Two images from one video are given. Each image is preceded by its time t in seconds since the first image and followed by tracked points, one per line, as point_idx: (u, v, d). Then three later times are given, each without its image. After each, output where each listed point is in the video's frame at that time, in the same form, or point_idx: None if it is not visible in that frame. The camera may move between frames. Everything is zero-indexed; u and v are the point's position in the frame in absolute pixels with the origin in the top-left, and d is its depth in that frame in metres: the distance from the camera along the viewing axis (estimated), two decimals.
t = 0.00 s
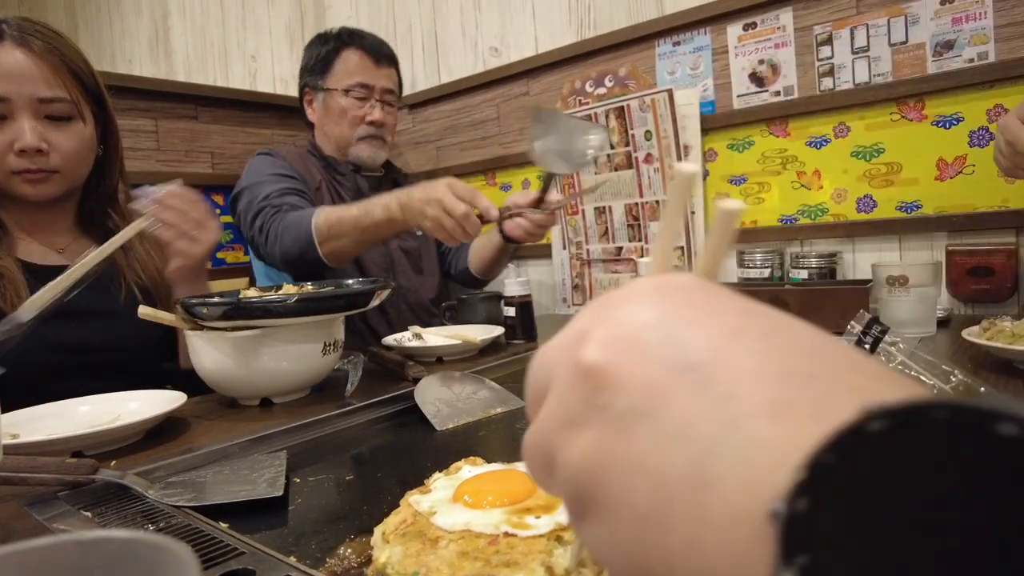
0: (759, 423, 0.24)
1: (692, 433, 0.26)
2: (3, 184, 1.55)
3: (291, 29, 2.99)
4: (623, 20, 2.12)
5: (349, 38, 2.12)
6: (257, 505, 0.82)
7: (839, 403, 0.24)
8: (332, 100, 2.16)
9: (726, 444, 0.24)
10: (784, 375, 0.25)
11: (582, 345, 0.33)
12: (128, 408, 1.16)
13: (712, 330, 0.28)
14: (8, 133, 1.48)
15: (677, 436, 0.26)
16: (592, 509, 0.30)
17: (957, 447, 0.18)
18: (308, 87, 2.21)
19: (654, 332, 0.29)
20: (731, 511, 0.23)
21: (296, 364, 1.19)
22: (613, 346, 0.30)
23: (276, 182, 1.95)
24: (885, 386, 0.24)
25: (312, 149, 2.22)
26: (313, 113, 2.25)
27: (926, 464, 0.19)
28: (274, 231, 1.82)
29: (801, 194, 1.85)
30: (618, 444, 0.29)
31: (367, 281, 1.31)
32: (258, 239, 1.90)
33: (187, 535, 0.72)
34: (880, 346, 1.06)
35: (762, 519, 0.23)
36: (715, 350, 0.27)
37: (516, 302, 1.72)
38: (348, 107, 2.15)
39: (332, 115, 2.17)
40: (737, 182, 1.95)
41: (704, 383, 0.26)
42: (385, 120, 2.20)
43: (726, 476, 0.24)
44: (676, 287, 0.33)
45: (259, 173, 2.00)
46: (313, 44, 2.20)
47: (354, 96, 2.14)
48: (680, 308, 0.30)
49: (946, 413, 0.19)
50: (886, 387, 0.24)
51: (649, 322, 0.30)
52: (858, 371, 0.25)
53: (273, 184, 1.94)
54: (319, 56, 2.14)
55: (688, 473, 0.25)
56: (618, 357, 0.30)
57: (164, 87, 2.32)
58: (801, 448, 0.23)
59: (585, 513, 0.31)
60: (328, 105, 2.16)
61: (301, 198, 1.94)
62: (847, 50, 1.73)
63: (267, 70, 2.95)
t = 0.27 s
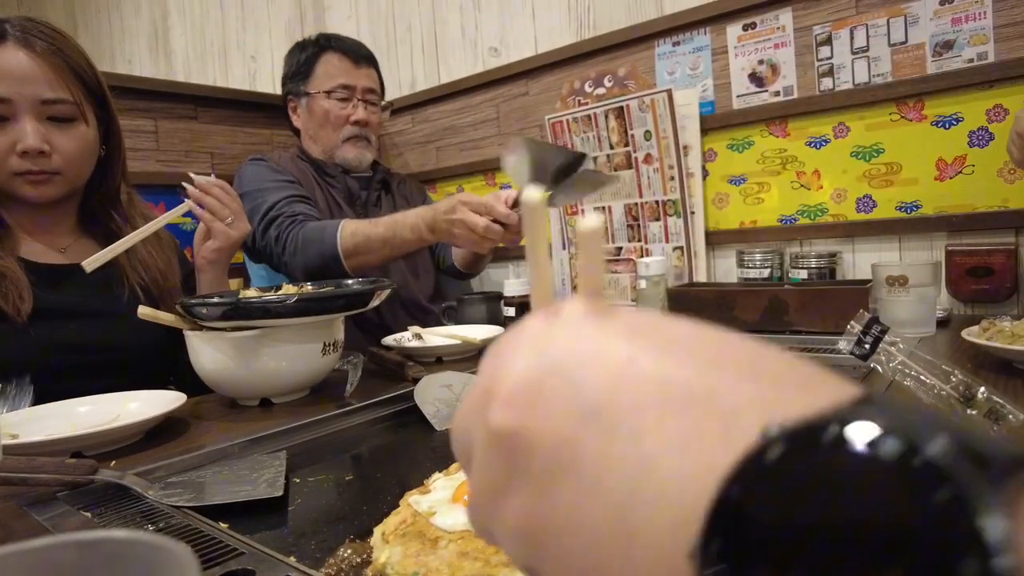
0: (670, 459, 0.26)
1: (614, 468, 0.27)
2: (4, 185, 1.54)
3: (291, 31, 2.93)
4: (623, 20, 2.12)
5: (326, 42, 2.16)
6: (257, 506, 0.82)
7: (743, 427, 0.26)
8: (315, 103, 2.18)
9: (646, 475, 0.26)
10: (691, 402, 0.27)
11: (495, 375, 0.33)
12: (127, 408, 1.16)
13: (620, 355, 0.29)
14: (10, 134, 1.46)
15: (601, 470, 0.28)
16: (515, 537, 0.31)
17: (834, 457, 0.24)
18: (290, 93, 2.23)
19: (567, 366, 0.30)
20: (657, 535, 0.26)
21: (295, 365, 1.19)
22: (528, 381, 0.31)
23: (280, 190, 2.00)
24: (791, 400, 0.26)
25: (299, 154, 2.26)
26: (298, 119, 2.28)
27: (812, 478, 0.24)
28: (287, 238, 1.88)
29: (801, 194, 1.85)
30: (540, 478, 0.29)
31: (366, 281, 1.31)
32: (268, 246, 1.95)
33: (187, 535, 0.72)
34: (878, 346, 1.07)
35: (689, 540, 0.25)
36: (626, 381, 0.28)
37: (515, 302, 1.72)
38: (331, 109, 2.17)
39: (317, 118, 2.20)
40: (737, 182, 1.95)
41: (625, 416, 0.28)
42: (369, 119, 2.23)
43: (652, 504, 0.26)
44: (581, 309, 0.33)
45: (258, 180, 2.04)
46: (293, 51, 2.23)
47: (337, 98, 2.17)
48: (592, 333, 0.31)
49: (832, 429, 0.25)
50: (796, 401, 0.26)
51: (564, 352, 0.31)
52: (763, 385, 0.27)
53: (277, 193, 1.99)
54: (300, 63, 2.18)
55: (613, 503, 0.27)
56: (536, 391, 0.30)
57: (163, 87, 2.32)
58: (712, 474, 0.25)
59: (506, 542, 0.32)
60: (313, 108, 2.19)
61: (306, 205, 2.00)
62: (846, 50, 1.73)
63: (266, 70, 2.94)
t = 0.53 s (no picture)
0: (640, 477, 0.28)
1: (586, 487, 0.29)
2: (9, 185, 1.54)
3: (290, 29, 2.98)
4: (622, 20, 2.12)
5: (316, 44, 2.16)
6: (256, 506, 0.82)
7: (708, 445, 0.28)
8: (307, 105, 2.18)
9: (618, 490, 0.28)
10: (658, 421, 0.29)
11: (475, 396, 0.34)
12: (126, 409, 1.16)
13: (592, 375, 0.31)
14: (16, 135, 1.47)
15: (575, 490, 0.29)
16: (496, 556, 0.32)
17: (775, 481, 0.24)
18: (281, 96, 2.24)
19: (541, 389, 0.31)
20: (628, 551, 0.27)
21: (294, 365, 1.19)
22: (507, 402, 0.32)
23: (281, 198, 2.02)
24: (754, 416, 0.28)
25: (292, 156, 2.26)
26: (290, 121, 2.28)
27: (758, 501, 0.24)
28: (290, 245, 1.89)
29: (801, 194, 1.85)
30: (519, 504, 0.31)
31: (366, 281, 1.30)
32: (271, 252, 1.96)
33: (187, 536, 0.72)
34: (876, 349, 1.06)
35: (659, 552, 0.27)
36: (597, 400, 0.30)
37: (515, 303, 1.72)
38: (323, 111, 2.17)
39: (309, 120, 2.20)
40: (737, 182, 1.95)
41: (596, 436, 0.29)
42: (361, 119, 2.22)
43: (623, 520, 0.28)
44: (553, 329, 0.34)
45: (257, 187, 2.05)
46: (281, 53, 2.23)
47: (328, 100, 2.17)
48: (566, 354, 0.32)
49: (785, 456, 0.24)
50: (761, 418, 0.28)
51: (540, 374, 0.32)
52: (726, 400, 0.29)
53: (278, 201, 2.01)
54: (288, 65, 2.18)
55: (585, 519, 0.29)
56: (512, 412, 0.32)
57: (162, 87, 2.31)
58: (678, 493, 0.27)
59: (488, 563, 0.33)
60: (304, 110, 2.19)
61: (308, 212, 2.01)
62: (846, 50, 1.73)
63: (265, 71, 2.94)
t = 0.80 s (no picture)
0: (649, 491, 0.28)
1: (593, 498, 0.29)
2: (9, 184, 1.53)
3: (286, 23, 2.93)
4: (622, 16, 2.10)
5: (317, 39, 2.12)
6: (253, 510, 0.80)
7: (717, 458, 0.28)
8: (307, 103, 2.15)
9: (626, 506, 0.28)
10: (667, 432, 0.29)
11: (483, 410, 0.35)
12: (121, 411, 1.14)
13: (598, 389, 0.32)
14: (15, 134, 1.46)
15: (582, 500, 0.29)
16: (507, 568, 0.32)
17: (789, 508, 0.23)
18: (281, 91, 2.21)
19: (546, 402, 0.33)
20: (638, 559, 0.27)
21: (291, 366, 1.17)
22: (513, 419, 0.33)
23: (271, 201, 2.00)
24: (765, 426, 0.28)
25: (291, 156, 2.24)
26: (288, 117, 2.25)
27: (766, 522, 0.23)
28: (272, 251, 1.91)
29: (804, 193, 1.83)
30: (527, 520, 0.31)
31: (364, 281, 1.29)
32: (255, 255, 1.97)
33: (181, 540, 0.70)
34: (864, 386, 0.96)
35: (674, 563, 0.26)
36: (603, 414, 0.31)
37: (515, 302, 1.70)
38: (324, 109, 2.14)
39: (308, 117, 2.17)
40: (739, 181, 1.93)
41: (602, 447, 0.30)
42: (361, 119, 2.18)
43: (629, 533, 0.27)
44: (558, 342, 0.37)
45: (248, 189, 2.04)
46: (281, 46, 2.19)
47: (329, 98, 2.14)
48: (572, 367, 0.34)
49: (795, 471, 0.23)
50: (769, 432, 0.28)
51: (544, 389, 0.33)
52: (738, 417, 0.29)
53: (267, 204, 2.00)
54: (289, 59, 2.14)
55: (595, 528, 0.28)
56: (519, 425, 0.33)
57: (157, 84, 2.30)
58: (687, 508, 0.27)
59: None
60: (304, 107, 2.16)
61: (294, 217, 2.00)
62: (850, 47, 1.71)
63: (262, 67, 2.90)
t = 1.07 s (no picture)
0: (661, 453, 0.26)
1: (598, 461, 0.27)
2: (17, 183, 1.52)
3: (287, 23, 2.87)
4: (622, 16, 2.11)
5: (332, 36, 2.11)
6: (253, 510, 0.80)
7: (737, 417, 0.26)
8: (318, 100, 2.13)
9: (635, 471, 0.26)
10: (678, 386, 0.27)
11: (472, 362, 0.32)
12: (120, 411, 1.14)
13: (603, 339, 0.29)
14: (27, 131, 1.45)
15: (584, 462, 0.27)
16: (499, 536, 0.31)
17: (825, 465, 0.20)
18: (291, 86, 2.17)
19: (547, 357, 0.30)
20: (643, 525, 0.26)
21: (291, 365, 1.17)
22: (506, 368, 0.30)
23: (266, 197, 1.94)
24: (795, 386, 0.26)
25: (297, 153, 2.21)
26: (296, 112, 2.22)
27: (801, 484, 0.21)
28: (258, 249, 1.85)
29: (804, 193, 1.83)
30: (520, 478, 0.29)
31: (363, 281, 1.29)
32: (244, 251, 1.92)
33: (181, 540, 0.70)
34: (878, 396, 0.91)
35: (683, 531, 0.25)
36: (610, 365, 0.28)
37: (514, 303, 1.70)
38: (336, 107, 2.12)
39: (319, 114, 2.14)
40: (739, 181, 1.93)
41: (606, 402, 0.28)
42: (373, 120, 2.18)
43: (637, 499, 0.26)
44: (558, 284, 0.33)
45: (245, 184, 1.98)
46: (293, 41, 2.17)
47: (342, 97, 2.12)
48: (575, 315, 0.31)
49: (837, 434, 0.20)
50: (798, 388, 0.26)
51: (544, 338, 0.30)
52: (758, 373, 0.27)
53: (262, 200, 1.93)
54: (303, 54, 2.12)
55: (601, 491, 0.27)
56: (512, 381, 0.30)
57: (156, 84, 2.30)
58: (696, 473, 0.25)
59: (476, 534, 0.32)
60: (315, 104, 2.13)
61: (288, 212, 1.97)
62: (850, 47, 1.71)
63: (261, 66, 2.88)
